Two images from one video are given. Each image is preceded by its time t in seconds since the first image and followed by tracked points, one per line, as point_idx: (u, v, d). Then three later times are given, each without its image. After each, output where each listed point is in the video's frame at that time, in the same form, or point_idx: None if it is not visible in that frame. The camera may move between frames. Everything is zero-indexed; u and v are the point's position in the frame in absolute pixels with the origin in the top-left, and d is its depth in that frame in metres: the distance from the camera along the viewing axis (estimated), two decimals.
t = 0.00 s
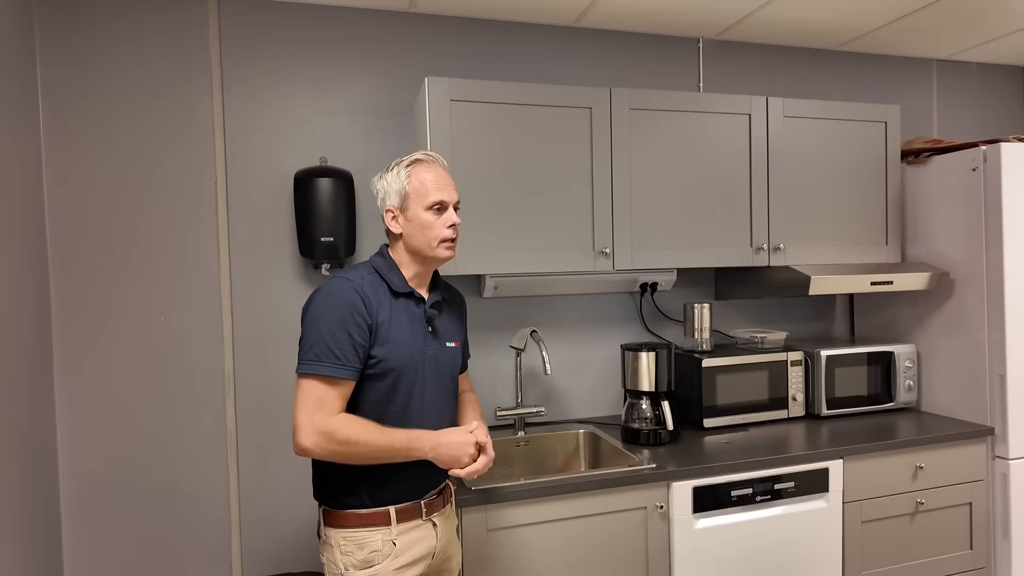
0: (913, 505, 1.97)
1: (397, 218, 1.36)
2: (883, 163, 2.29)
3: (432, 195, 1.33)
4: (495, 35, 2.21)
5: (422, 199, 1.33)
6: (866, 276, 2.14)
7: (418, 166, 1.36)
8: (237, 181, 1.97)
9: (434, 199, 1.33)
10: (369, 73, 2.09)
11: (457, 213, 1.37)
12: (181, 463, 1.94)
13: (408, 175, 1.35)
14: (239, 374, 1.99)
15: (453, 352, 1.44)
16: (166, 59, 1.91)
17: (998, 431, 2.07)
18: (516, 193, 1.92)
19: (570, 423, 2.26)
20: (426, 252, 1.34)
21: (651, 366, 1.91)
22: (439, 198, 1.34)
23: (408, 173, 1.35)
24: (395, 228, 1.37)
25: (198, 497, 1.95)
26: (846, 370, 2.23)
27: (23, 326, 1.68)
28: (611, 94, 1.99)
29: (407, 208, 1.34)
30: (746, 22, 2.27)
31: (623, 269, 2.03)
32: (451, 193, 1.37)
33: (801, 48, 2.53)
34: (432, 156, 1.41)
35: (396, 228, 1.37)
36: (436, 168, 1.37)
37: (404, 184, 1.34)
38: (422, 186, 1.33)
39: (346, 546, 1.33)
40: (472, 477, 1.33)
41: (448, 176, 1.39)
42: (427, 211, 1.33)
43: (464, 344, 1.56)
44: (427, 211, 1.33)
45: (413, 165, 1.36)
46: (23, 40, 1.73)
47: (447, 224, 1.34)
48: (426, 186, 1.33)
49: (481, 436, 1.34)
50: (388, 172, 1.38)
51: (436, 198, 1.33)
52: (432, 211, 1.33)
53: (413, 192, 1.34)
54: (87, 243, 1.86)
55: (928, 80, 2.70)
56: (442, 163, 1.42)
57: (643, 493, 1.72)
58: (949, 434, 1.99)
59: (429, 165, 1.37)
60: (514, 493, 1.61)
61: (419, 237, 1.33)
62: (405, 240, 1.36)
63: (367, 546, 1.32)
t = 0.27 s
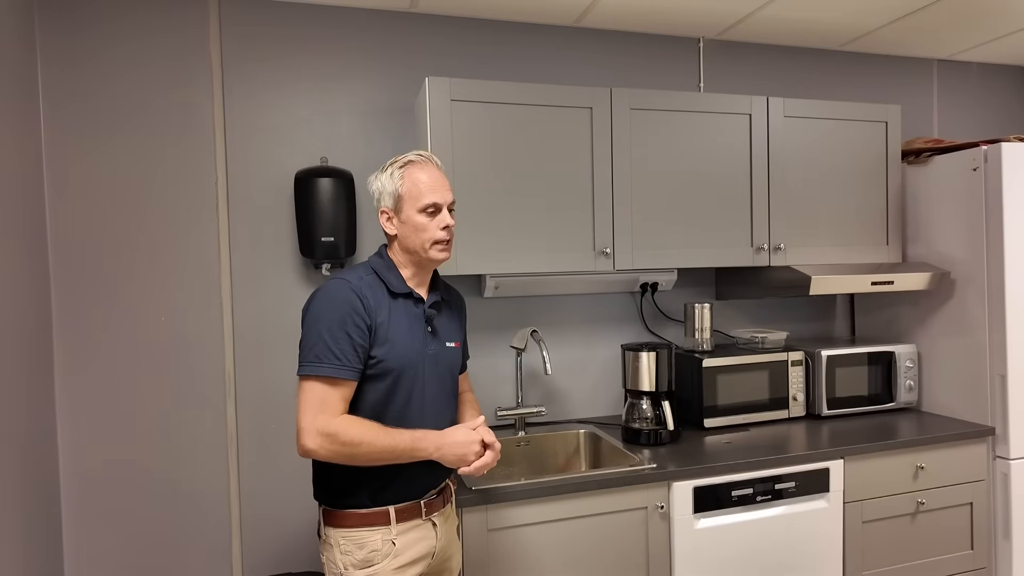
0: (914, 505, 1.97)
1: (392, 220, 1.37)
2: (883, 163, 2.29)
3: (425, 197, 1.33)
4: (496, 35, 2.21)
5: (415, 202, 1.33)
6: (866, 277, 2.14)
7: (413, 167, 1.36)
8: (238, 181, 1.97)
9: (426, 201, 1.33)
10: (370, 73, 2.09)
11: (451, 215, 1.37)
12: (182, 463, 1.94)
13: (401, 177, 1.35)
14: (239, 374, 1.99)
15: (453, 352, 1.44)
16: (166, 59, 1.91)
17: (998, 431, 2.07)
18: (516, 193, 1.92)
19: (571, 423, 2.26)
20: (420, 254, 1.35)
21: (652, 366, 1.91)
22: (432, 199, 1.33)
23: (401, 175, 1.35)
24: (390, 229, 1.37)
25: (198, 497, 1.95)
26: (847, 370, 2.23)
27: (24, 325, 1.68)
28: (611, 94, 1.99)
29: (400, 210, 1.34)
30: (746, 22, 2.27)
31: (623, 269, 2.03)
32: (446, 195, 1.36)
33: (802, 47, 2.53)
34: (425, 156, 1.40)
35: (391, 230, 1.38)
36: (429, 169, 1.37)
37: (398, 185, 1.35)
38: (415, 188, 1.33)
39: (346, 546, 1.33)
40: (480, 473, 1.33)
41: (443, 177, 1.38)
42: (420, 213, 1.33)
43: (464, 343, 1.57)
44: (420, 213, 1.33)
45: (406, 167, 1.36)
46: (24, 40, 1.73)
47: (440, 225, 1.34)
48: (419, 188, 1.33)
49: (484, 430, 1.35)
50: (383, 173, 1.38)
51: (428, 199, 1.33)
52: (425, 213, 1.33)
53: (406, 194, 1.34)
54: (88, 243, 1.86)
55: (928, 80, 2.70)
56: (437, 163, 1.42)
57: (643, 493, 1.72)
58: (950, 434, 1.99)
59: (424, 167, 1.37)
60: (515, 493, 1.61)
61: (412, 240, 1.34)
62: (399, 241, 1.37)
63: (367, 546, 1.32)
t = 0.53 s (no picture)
0: (915, 505, 1.97)
1: (392, 219, 1.37)
2: (884, 163, 2.29)
3: (425, 197, 1.33)
4: (496, 35, 2.21)
5: (415, 202, 1.33)
6: (867, 277, 2.14)
7: (414, 167, 1.36)
8: (238, 181, 1.97)
9: (426, 201, 1.33)
10: (370, 73, 2.09)
11: (452, 216, 1.37)
12: (182, 463, 1.94)
13: (402, 177, 1.35)
14: (240, 374, 1.99)
15: (453, 352, 1.44)
16: (166, 60, 1.91)
17: (999, 431, 2.07)
18: (517, 193, 1.93)
19: (571, 423, 2.26)
20: (420, 253, 1.35)
21: (653, 365, 1.91)
22: (432, 200, 1.33)
23: (402, 175, 1.35)
24: (390, 229, 1.38)
25: (199, 497, 1.95)
26: (848, 370, 2.23)
27: (25, 325, 1.68)
28: (612, 94, 1.99)
29: (401, 209, 1.35)
30: (747, 22, 2.27)
31: (624, 269, 2.03)
32: (446, 195, 1.36)
33: (802, 47, 2.53)
34: (427, 157, 1.40)
35: (391, 229, 1.38)
36: (431, 170, 1.37)
37: (398, 185, 1.35)
38: (415, 188, 1.33)
39: (347, 546, 1.33)
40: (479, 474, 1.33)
41: (444, 177, 1.38)
42: (420, 213, 1.33)
43: (465, 343, 1.57)
44: (420, 213, 1.33)
45: (407, 167, 1.37)
46: (25, 40, 1.74)
47: (440, 226, 1.34)
48: (419, 188, 1.33)
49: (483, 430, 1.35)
50: (384, 172, 1.39)
51: (428, 200, 1.33)
52: (425, 214, 1.33)
53: (406, 194, 1.34)
54: (89, 243, 1.87)
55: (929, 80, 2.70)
56: (438, 163, 1.42)
57: (644, 493, 1.72)
58: (950, 434, 1.99)
59: (425, 167, 1.37)
60: (515, 493, 1.61)
61: (412, 240, 1.34)
62: (399, 240, 1.37)
63: (368, 545, 1.32)
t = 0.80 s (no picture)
0: (915, 505, 1.97)
1: (394, 220, 1.37)
2: (884, 163, 2.29)
3: (426, 199, 1.33)
4: (496, 35, 2.22)
5: (416, 203, 1.33)
6: (867, 277, 2.14)
7: (415, 167, 1.36)
8: (238, 181, 1.98)
9: (427, 203, 1.33)
10: (370, 73, 2.09)
11: (453, 217, 1.37)
12: (183, 464, 1.94)
13: (404, 177, 1.35)
14: (240, 374, 1.99)
15: (453, 352, 1.44)
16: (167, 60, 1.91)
17: (999, 431, 2.07)
18: (517, 194, 1.93)
19: (572, 423, 2.26)
20: (420, 254, 1.35)
21: (653, 365, 1.91)
22: (434, 201, 1.33)
23: (404, 175, 1.35)
24: (391, 229, 1.38)
25: (200, 497, 1.95)
26: (848, 370, 2.23)
27: (25, 325, 1.68)
28: (612, 94, 1.99)
29: (402, 210, 1.35)
30: (747, 23, 2.27)
31: (624, 269, 2.03)
32: (447, 197, 1.36)
33: (802, 47, 2.53)
34: (430, 158, 1.40)
35: (392, 229, 1.38)
36: (433, 171, 1.37)
37: (400, 186, 1.35)
38: (417, 189, 1.34)
39: (347, 545, 1.33)
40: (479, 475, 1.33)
41: (445, 178, 1.38)
42: (421, 214, 1.33)
43: (465, 343, 1.57)
44: (421, 214, 1.33)
45: (409, 167, 1.37)
46: (25, 40, 1.74)
47: (441, 228, 1.34)
48: (421, 189, 1.33)
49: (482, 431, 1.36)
50: (386, 172, 1.39)
51: (430, 201, 1.33)
52: (426, 215, 1.33)
53: (408, 195, 1.34)
54: (89, 243, 1.87)
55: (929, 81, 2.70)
56: (441, 165, 1.42)
57: (645, 493, 1.73)
58: (950, 434, 1.99)
59: (426, 168, 1.37)
60: (515, 493, 1.61)
61: (412, 241, 1.34)
62: (400, 241, 1.37)
63: (368, 545, 1.32)
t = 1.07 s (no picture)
0: (916, 505, 1.97)
1: (395, 220, 1.37)
2: (885, 163, 2.29)
3: (428, 199, 1.33)
4: (497, 35, 2.22)
5: (418, 204, 1.33)
6: (868, 277, 2.14)
7: (417, 168, 1.36)
8: (240, 181, 1.98)
9: (429, 204, 1.33)
10: (371, 74, 2.09)
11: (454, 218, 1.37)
12: (184, 464, 1.94)
13: (406, 178, 1.35)
14: (241, 374, 1.99)
15: (454, 352, 1.44)
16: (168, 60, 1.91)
17: (1001, 431, 2.07)
18: (518, 194, 1.93)
19: (573, 423, 2.26)
20: (421, 255, 1.35)
21: (654, 365, 1.91)
22: (435, 202, 1.33)
23: (405, 175, 1.35)
24: (392, 229, 1.38)
25: (202, 497, 1.95)
26: (849, 370, 2.23)
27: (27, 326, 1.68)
28: (613, 94, 1.99)
29: (403, 210, 1.35)
30: (747, 23, 2.27)
31: (625, 269, 2.03)
32: (449, 197, 1.36)
33: (803, 48, 2.53)
34: (432, 158, 1.40)
35: (393, 229, 1.38)
36: (434, 171, 1.37)
37: (401, 186, 1.35)
38: (419, 190, 1.34)
39: (349, 545, 1.33)
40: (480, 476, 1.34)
41: (447, 179, 1.38)
42: (423, 215, 1.33)
43: (466, 343, 1.57)
44: (422, 215, 1.33)
45: (411, 168, 1.37)
46: (27, 41, 1.74)
47: (442, 229, 1.34)
48: (422, 189, 1.33)
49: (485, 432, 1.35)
50: (388, 172, 1.39)
51: (431, 202, 1.33)
52: (427, 216, 1.33)
53: (409, 195, 1.34)
54: (91, 243, 1.87)
55: (930, 81, 2.70)
56: (443, 165, 1.42)
57: (646, 493, 1.73)
58: (951, 434, 1.99)
59: (428, 168, 1.37)
60: (517, 493, 1.61)
61: (413, 242, 1.34)
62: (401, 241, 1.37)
63: (370, 545, 1.32)
